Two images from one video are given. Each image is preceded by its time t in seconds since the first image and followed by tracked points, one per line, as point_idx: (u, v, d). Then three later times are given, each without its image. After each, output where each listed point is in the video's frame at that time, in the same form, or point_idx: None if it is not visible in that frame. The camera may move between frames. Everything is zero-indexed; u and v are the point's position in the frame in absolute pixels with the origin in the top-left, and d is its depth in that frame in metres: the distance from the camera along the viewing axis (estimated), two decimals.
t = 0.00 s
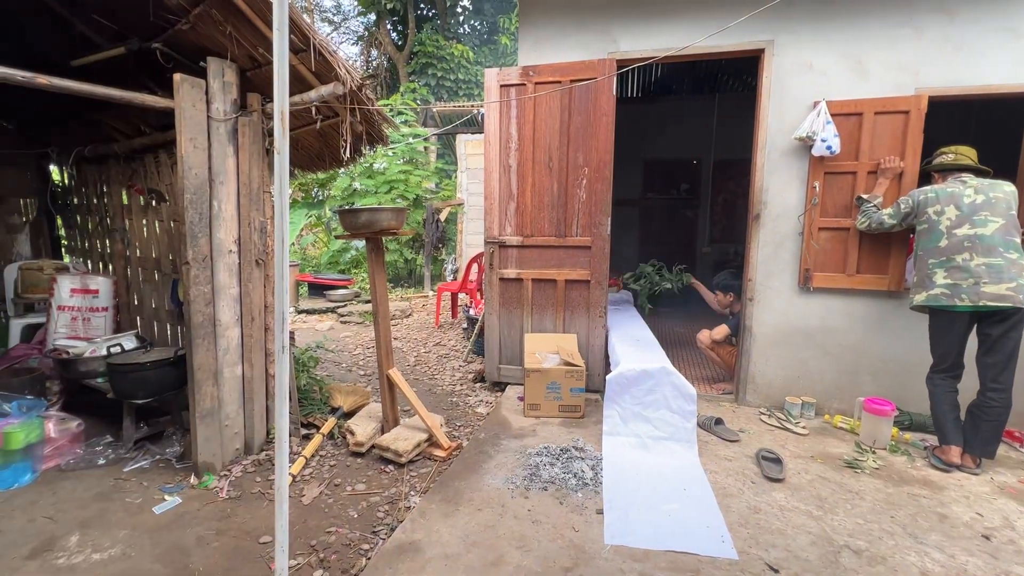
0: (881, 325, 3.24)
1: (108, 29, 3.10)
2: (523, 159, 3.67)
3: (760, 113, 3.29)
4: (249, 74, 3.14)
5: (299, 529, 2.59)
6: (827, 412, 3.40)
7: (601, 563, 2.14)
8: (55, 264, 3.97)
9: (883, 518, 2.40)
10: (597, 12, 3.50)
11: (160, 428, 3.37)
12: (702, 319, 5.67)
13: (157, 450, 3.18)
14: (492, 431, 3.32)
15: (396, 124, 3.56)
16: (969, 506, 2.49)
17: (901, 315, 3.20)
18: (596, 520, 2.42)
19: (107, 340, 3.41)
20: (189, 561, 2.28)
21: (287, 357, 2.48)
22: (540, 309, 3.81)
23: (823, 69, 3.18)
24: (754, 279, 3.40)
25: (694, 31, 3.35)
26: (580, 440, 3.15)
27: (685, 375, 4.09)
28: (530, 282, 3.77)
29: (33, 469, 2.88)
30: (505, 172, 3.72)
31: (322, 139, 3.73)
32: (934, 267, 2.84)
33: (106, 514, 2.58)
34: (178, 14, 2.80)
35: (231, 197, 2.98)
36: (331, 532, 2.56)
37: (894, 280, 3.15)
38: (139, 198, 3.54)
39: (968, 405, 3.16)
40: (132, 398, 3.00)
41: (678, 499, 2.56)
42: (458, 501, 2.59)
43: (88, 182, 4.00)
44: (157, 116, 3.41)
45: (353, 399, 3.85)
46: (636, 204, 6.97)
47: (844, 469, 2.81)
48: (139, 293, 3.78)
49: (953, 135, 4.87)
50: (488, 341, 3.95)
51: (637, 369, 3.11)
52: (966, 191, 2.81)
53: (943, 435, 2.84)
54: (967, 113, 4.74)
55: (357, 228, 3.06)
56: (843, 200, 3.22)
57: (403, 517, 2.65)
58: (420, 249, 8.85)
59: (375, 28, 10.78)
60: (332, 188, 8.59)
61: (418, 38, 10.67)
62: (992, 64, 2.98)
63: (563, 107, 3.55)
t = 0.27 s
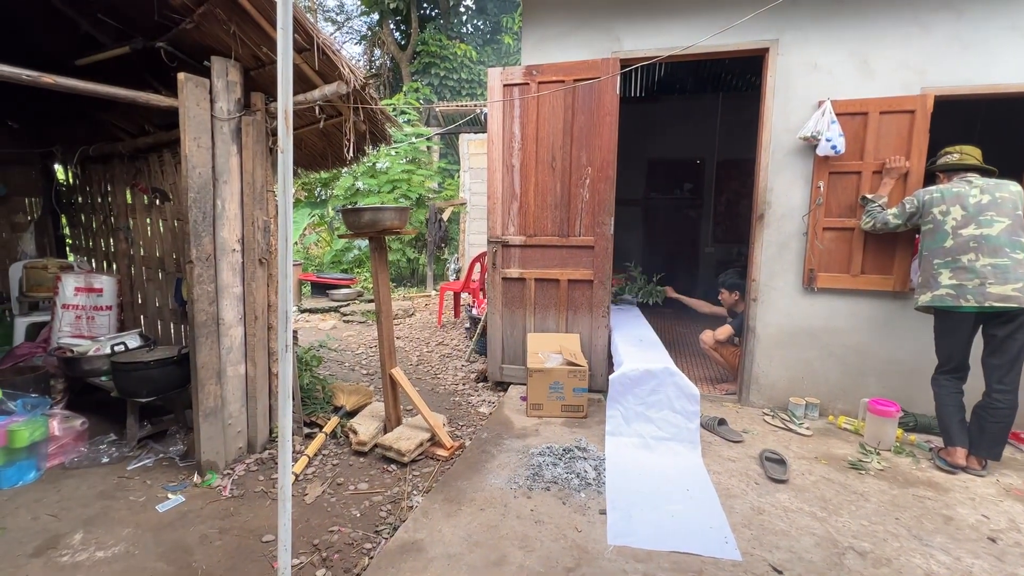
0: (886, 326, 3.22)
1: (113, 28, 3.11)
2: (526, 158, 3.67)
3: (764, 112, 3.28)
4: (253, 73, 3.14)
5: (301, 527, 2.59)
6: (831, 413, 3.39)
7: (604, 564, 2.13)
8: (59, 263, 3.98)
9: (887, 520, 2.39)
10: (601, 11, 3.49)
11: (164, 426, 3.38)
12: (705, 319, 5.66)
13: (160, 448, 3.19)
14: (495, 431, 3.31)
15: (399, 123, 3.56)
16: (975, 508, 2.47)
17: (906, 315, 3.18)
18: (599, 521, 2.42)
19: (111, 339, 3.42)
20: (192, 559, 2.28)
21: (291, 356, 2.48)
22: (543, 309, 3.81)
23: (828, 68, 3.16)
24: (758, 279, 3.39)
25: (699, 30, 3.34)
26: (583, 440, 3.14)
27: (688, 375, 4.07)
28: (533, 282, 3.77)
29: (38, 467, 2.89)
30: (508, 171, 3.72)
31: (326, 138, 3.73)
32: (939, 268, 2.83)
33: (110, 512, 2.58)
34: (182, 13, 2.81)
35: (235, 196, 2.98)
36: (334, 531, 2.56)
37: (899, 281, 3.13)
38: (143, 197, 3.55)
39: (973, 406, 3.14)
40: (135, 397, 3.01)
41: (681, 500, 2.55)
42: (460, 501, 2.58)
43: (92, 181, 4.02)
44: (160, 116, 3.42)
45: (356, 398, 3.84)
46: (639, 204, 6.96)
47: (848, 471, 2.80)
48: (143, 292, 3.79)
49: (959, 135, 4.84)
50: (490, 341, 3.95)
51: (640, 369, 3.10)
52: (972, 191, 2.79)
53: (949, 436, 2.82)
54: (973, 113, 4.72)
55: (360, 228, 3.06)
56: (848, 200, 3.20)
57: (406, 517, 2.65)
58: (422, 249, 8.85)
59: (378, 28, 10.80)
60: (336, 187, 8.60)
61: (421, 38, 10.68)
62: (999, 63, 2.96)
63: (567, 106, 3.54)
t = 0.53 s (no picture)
0: (890, 327, 3.20)
1: (115, 26, 3.11)
2: (528, 158, 3.66)
3: (768, 112, 3.26)
4: (255, 72, 3.13)
5: (303, 528, 2.58)
6: (835, 414, 3.37)
7: (606, 565, 2.12)
8: (62, 262, 3.99)
9: (892, 522, 2.37)
10: (604, 10, 3.48)
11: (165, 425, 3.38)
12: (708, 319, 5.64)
13: (161, 447, 3.19)
14: (497, 431, 3.30)
15: (401, 122, 3.55)
16: (980, 511, 2.45)
17: (911, 316, 3.16)
18: (601, 522, 2.40)
19: (113, 338, 3.42)
20: (193, 559, 2.27)
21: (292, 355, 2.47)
22: (545, 309, 3.79)
23: (833, 67, 3.14)
24: (761, 279, 3.37)
25: (702, 29, 3.32)
26: (585, 441, 3.13)
27: (691, 375, 4.06)
28: (535, 282, 3.76)
29: (39, 466, 2.88)
30: (511, 171, 3.70)
31: (328, 137, 3.72)
32: (944, 268, 2.81)
33: (111, 512, 2.58)
34: (184, 11, 2.81)
35: (236, 195, 2.98)
36: (335, 531, 2.55)
37: (904, 281, 3.11)
38: (145, 196, 3.55)
39: (979, 407, 3.12)
40: (137, 396, 3.01)
41: (684, 501, 2.54)
42: (462, 501, 2.57)
43: (94, 180, 4.02)
44: (162, 115, 3.42)
45: (358, 398, 3.83)
46: (642, 204, 6.94)
47: (852, 472, 2.78)
48: (145, 291, 3.79)
49: (963, 135, 4.81)
50: (492, 340, 3.94)
51: (643, 369, 3.08)
52: (978, 191, 2.77)
53: (954, 438, 2.80)
54: (977, 113, 4.69)
55: (362, 227, 3.05)
56: (852, 200, 3.18)
57: (407, 517, 2.64)
58: (424, 248, 8.84)
59: (380, 27, 10.80)
60: (338, 186, 8.60)
61: (423, 37, 10.68)
62: (1006, 62, 2.94)
63: (569, 105, 3.53)
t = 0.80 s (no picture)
0: (892, 328, 3.19)
1: (115, 25, 3.11)
2: (529, 157, 3.64)
3: (770, 111, 3.25)
4: (255, 71, 3.12)
5: (302, 528, 2.57)
6: (837, 415, 3.36)
7: (608, 567, 2.11)
8: (61, 261, 3.98)
9: (894, 524, 2.36)
10: (606, 8, 3.47)
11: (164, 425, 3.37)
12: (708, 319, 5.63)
13: (160, 447, 3.18)
14: (497, 431, 3.29)
15: (402, 121, 3.53)
16: (983, 512, 2.44)
17: (913, 317, 3.15)
18: (602, 523, 2.39)
19: (112, 337, 3.41)
20: (192, 560, 2.26)
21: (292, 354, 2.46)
22: (545, 309, 3.78)
23: (835, 67, 3.13)
24: (763, 279, 3.36)
25: (702, 28, 3.31)
26: (586, 441, 3.12)
27: (692, 376, 4.05)
28: (535, 281, 3.75)
29: (38, 466, 2.87)
30: (511, 170, 3.69)
31: (328, 136, 3.71)
32: (946, 269, 2.80)
33: (110, 512, 2.57)
34: (184, 9, 2.81)
35: (236, 194, 2.97)
36: (335, 532, 2.54)
37: (906, 282, 3.10)
38: (145, 194, 3.54)
39: (981, 408, 3.11)
40: (136, 396, 2.99)
41: (685, 502, 2.53)
42: (462, 502, 2.56)
43: (94, 178, 4.01)
44: (162, 113, 3.41)
45: (358, 398, 3.82)
46: (642, 204, 6.93)
47: (854, 473, 2.77)
48: (145, 290, 3.78)
49: (965, 135, 4.80)
50: (493, 340, 3.93)
51: (644, 370, 3.07)
52: (980, 191, 2.76)
53: (956, 439, 2.79)
54: (979, 113, 4.68)
55: (362, 226, 3.04)
56: (855, 200, 3.17)
57: (408, 518, 2.63)
58: (424, 248, 8.83)
59: (381, 27, 10.80)
60: (338, 186, 8.60)
61: (424, 37, 10.68)
62: (1009, 62, 2.92)
63: (570, 104, 3.52)
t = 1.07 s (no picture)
0: (891, 329, 3.18)
1: (112, 24, 3.10)
2: (528, 157, 3.64)
3: (769, 112, 3.25)
4: (253, 70, 3.11)
5: (300, 530, 2.56)
6: (836, 416, 3.35)
7: (607, 568, 2.10)
8: (58, 261, 3.96)
9: (894, 525, 2.36)
10: (605, 8, 3.46)
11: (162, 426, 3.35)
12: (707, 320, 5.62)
13: (158, 448, 3.16)
14: (496, 432, 3.28)
15: (400, 121, 3.52)
16: (983, 514, 2.44)
17: (913, 317, 3.14)
18: (602, 524, 2.38)
19: (109, 338, 3.39)
20: (189, 562, 2.25)
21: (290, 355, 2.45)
22: (544, 309, 3.77)
23: (834, 67, 3.13)
24: (762, 280, 3.36)
25: (701, 29, 3.31)
26: (585, 442, 3.11)
27: (691, 377, 4.04)
28: (534, 282, 3.74)
29: (34, 467, 2.85)
30: (510, 171, 3.69)
31: (327, 136, 3.70)
32: (945, 270, 2.80)
33: (106, 514, 2.55)
34: (182, 8, 2.80)
35: (234, 193, 2.95)
36: (333, 534, 2.53)
37: (905, 282, 3.10)
38: (142, 194, 3.52)
39: (980, 409, 3.11)
40: (133, 396, 2.98)
41: (685, 503, 2.52)
42: (461, 504, 2.55)
43: (91, 178, 3.99)
44: (160, 113, 3.40)
45: (356, 399, 3.81)
46: (641, 205, 6.93)
47: (853, 474, 2.76)
48: (142, 290, 3.76)
49: (964, 136, 4.80)
50: (491, 341, 3.92)
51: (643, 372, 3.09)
52: (980, 192, 2.75)
53: (955, 440, 2.79)
54: (978, 113, 4.68)
55: (361, 226, 3.03)
56: (854, 201, 3.16)
57: (406, 519, 2.62)
58: (423, 248, 8.82)
59: (380, 27, 10.78)
60: (336, 186, 8.58)
61: (423, 37, 10.67)
62: (1008, 62, 2.92)
63: (570, 105, 3.51)
